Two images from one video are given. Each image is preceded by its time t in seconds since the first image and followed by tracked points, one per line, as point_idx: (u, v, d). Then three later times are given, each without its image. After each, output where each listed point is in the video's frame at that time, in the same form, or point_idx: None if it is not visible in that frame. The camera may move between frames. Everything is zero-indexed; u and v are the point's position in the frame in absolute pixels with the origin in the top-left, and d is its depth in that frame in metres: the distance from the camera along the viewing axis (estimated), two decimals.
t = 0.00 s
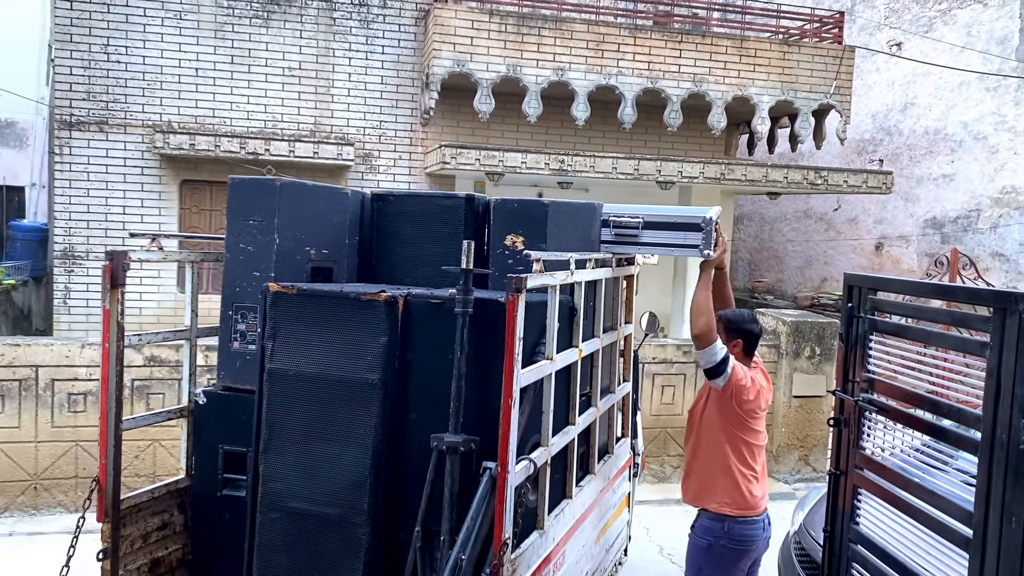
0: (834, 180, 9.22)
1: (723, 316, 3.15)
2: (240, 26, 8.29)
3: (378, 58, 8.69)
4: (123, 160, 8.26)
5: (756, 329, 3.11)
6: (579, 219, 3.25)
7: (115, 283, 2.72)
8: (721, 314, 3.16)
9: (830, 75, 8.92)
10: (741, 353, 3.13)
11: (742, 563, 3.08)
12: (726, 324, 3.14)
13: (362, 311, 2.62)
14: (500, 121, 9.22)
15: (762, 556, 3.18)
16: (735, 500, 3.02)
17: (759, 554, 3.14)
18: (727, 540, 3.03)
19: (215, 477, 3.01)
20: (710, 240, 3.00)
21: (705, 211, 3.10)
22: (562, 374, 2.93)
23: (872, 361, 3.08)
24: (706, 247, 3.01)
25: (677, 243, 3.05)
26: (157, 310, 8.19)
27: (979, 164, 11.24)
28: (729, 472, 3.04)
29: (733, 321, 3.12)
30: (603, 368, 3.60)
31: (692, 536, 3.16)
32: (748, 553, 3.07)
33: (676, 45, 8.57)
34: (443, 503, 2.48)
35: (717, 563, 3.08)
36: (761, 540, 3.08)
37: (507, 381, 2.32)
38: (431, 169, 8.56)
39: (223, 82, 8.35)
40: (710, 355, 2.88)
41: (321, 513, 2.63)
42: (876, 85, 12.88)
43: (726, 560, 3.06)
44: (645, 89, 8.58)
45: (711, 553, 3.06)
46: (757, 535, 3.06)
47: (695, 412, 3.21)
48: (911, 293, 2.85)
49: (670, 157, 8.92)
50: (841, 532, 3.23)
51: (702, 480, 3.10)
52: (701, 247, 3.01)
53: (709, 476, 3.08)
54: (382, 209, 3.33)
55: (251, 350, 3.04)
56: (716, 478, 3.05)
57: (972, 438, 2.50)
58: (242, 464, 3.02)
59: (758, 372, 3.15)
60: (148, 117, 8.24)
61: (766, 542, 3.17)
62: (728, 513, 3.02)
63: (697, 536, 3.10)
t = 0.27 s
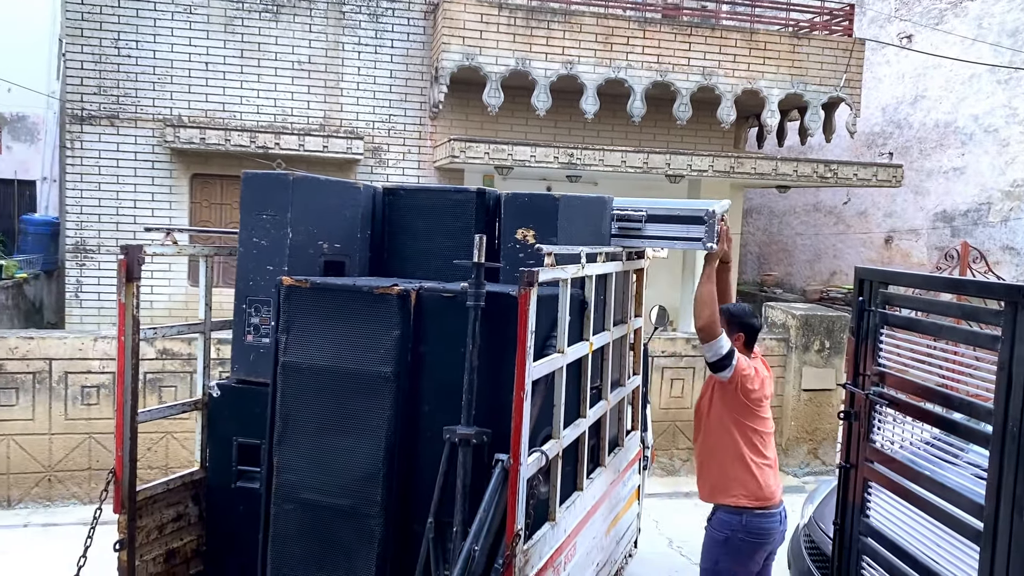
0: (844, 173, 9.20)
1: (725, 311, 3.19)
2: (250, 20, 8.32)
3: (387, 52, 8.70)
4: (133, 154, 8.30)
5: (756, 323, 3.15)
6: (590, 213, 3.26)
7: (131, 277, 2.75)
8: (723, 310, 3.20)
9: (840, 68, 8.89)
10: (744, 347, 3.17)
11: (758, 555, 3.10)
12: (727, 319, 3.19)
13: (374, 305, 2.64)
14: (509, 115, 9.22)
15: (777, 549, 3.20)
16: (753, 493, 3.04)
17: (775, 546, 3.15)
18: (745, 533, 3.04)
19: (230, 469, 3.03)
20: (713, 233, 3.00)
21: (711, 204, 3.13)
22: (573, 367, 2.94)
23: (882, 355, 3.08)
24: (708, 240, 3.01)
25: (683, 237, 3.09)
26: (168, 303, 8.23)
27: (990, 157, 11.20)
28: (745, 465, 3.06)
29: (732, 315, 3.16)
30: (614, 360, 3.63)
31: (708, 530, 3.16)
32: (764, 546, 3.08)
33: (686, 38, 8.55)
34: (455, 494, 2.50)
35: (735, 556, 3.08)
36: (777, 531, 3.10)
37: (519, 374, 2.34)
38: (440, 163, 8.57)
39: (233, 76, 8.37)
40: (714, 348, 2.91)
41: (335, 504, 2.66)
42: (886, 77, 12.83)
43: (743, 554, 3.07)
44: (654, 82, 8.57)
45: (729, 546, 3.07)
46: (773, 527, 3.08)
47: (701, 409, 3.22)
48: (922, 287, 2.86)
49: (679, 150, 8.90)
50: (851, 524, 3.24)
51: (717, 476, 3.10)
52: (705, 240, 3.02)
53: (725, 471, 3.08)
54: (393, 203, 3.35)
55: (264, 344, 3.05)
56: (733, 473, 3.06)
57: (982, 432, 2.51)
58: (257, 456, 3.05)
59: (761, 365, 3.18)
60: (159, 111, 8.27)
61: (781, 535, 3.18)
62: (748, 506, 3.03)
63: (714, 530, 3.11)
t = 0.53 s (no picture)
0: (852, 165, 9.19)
1: (751, 304, 3.21)
2: (259, 12, 8.34)
3: (396, 43, 8.71)
4: (144, 146, 8.34)
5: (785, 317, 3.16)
6: (603, 206, 3.29)
7: (150, 268, 2.78)
8: (749, 303, 3.22)
9: (849, 59, 8.88)
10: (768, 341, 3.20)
11: (777, 548, 3.13)
12: (754, 310, 3.19)
13: (391, 296, 2.67)
14: (517, 107, 9.23)
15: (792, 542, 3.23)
16: (777, 486, 3.08)
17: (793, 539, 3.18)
18: (769, 525, 3.07)
19: (247, 458, 3.07)
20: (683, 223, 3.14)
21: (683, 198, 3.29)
22: (586, 358, 2.97)
23: (893, 346, 3.11)
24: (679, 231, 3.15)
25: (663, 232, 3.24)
26: (178, 294, 8.28)
27: (999, 148, 11.17)
28: (767, 458, 3.10)
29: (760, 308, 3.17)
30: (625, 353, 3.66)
31: (729, 520, 3.18)
32: (785, 539, 3.12)
33: (695, 30, 8.55)
34: (471, 483, 2.53)
35: (757, 549, 3.11)
36: (798, 524, 3.14)
37: (535, 364, 2.37)
38: (449, 155, 8.59)
39: (242, 68, 8.40)
40: (727, 340, 2.90)
41: (352, 492, 2.70)
42: (895, 68, 12.80)
43: (766, 545, 3.10)
44: (663, 73, 8.57)
45: (751, 539, 3.10)
46: (794, 519, 3.12)
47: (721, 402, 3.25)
48: (933, 278, 2.88)
49: (688, 142, 8.90)
50: (861, 514, 3.27)
51: (740, 469, 3.13)
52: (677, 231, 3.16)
53: (749, 464, 3.11)
54: (407, 195, 3.38)
55: (281, 334, 3.10)
56: (756, 466, 3.10)
57: (993, 422, 2.54)
58: (273, 446, 3.09)
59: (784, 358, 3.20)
60: (169, 103, 8.30)
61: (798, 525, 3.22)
62: (772, 499, 3.07)
63: (736, 522, 3.13)
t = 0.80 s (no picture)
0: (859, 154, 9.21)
1: (778, 290, 3.27)
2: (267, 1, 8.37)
3: (404, 33, 8.75)
4: (154, 135, 8.39)
5: (813, 304, 3.23)
6: (614, 194, 3.34)
7: (172, 254, 2.84)
8: (775, 289, 3.28)
9: (856, 49, 8.89)
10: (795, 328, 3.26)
11: (790, 535, 3.19)
12: (782, 298, 3.24)
13: (408, 282, 2.73)
14: (525, 96, 9.25)
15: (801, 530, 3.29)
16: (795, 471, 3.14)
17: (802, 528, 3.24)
18: (780, 512, 3.13)
19: (266, 440, 3.14)
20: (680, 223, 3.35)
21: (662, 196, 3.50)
22: (599, 343, 3.03)
23: (900, 332, 3.15)
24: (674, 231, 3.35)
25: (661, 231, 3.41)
26: (188, 283, 8.34)
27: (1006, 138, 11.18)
28: (783, 443, 3.15)
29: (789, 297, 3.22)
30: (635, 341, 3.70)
31: (739, 510, 3.25)
32: (796, 525, 3.18)
33: (702, 19, 8.56)
34: (486, 463, 2.59)
35: (769, 536, 3.17)
36: (809, 511, 3.19)
37: (551, 347, 2.42)
38: (456, 144, 8.63)
39: (251, 57, 8.44)
40: (751, 312, 3.03)
41: (371, 473, 2.76)
42: (902, 58, 12.79)
43: (777, 532, 3.16)
44: (670, 63, 8.59)
45: (762, 525, 3.16)
46: (806, 507, 3.17)
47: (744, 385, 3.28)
48: (941, 265, 2.93)
49: (695, 132, 8.92)
50: (867, 497, 3.33)
51: (759, 451, 3.17)
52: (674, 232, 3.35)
53: (765, 449, 3.17)
54: (421, 183, 3.43)
55: (299, 319, 3.16)
56: (777, 449, 3.15)
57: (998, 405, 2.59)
58: (291, 428, 3.15)
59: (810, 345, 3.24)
60: (179, 92, 8.35)
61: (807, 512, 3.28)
62: (791, 483, 3.12)
63: (748, 509, 3.19)
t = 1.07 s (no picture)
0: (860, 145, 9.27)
1: (777, 279, 3.30)
2: None
3: (408, 24, 8.82)
4: (160, 126, 8.46)
5: (812, 291, 3.28)
6: (616, 183, 3.43)
7: (189, 241, 2.93)
8: (775, 277, 3.31)
9: (857, 40, 8.95)
10: (795, 317, 3.31)
11: (786, 517, 3.28)
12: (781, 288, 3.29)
13: (417, 268, 2.82)
14: (527, 87, 9.31)
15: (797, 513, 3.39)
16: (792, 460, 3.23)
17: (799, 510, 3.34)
18: (778, 495, 3.22)
19: (279, 422, 3.25)
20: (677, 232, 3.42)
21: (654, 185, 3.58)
22: (602, 328, 3.12)
23: (895, 318, 3.24)
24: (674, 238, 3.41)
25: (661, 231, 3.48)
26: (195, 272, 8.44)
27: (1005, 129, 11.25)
28: (779, 432, 3.23)
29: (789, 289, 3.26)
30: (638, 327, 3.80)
31: (737, 494, 3.34)
32: (793, 507, 3.28)
33: (704, 11, 8.62)
34: (493, 442, 2.69)
35: (767, 519, 3.26)
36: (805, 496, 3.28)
37: (556, 331, 2.52)
38: (460, 135, 8.70)
39: (256, 49, 8.51)
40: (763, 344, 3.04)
41: (382, 454, 2.85)
42: (902, 49, 12.84)
43: (775, 514, 3.25)
44: (672, 54, 8.65)
45: (761, 508, 3.25)
46: (802, 492, 3.26)
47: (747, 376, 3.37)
48: (934, 253, 3.02)
49: (696, 122, 8.99)
50: (862, 479, 3.43)
51: (760, 440, 3.25)
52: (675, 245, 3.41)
53: (761, 437, 3.25)
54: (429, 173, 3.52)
55: (311, 305, 3.26)
56: (778, 439, 3.23)
57: (988, 388, 2.69)
58: (303, 410, 3.26)
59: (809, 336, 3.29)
60: (185, 83, 8.43)
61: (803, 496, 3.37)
62: (791, 472, 3.21)
63: (745, 492, 3.28)
